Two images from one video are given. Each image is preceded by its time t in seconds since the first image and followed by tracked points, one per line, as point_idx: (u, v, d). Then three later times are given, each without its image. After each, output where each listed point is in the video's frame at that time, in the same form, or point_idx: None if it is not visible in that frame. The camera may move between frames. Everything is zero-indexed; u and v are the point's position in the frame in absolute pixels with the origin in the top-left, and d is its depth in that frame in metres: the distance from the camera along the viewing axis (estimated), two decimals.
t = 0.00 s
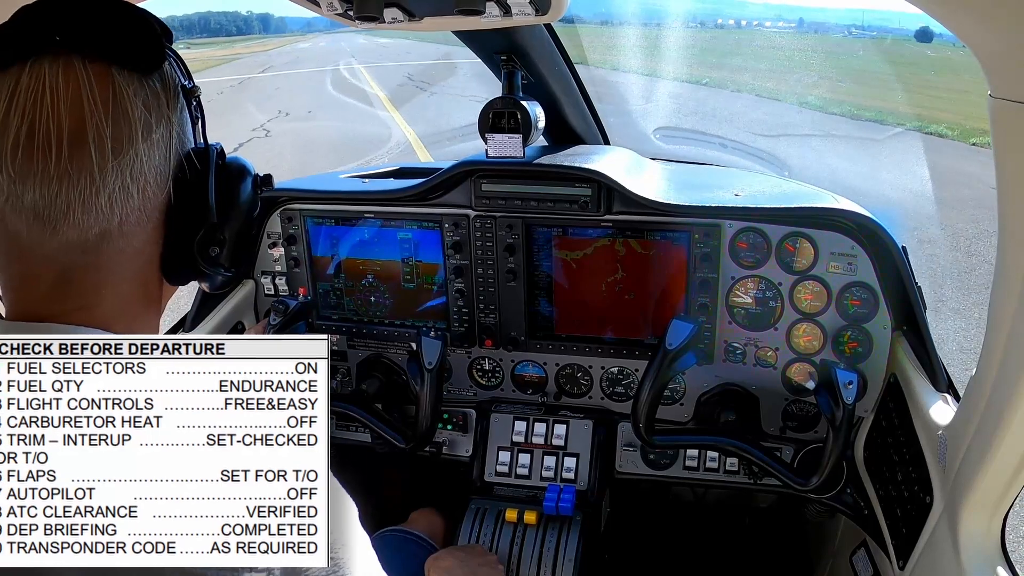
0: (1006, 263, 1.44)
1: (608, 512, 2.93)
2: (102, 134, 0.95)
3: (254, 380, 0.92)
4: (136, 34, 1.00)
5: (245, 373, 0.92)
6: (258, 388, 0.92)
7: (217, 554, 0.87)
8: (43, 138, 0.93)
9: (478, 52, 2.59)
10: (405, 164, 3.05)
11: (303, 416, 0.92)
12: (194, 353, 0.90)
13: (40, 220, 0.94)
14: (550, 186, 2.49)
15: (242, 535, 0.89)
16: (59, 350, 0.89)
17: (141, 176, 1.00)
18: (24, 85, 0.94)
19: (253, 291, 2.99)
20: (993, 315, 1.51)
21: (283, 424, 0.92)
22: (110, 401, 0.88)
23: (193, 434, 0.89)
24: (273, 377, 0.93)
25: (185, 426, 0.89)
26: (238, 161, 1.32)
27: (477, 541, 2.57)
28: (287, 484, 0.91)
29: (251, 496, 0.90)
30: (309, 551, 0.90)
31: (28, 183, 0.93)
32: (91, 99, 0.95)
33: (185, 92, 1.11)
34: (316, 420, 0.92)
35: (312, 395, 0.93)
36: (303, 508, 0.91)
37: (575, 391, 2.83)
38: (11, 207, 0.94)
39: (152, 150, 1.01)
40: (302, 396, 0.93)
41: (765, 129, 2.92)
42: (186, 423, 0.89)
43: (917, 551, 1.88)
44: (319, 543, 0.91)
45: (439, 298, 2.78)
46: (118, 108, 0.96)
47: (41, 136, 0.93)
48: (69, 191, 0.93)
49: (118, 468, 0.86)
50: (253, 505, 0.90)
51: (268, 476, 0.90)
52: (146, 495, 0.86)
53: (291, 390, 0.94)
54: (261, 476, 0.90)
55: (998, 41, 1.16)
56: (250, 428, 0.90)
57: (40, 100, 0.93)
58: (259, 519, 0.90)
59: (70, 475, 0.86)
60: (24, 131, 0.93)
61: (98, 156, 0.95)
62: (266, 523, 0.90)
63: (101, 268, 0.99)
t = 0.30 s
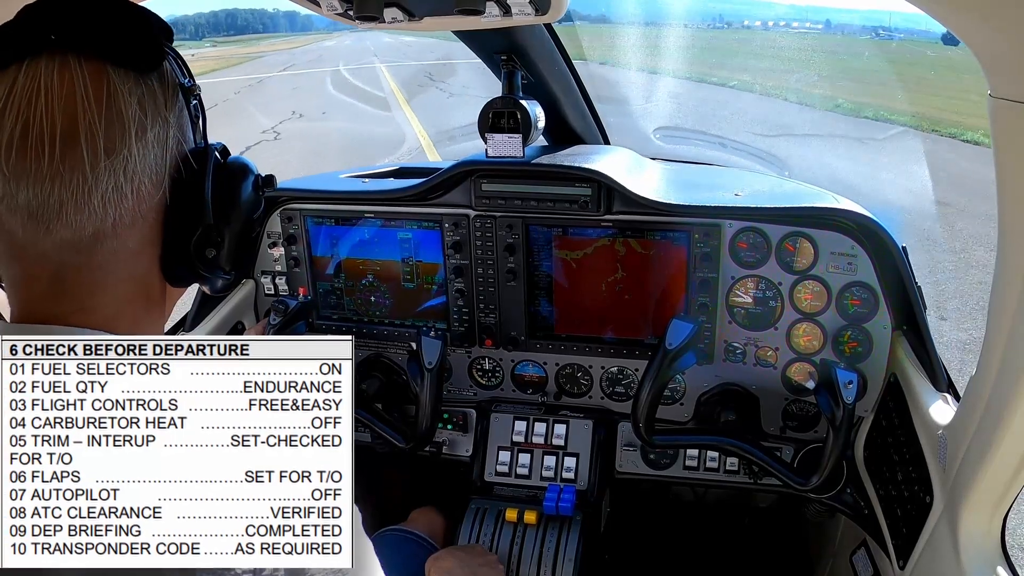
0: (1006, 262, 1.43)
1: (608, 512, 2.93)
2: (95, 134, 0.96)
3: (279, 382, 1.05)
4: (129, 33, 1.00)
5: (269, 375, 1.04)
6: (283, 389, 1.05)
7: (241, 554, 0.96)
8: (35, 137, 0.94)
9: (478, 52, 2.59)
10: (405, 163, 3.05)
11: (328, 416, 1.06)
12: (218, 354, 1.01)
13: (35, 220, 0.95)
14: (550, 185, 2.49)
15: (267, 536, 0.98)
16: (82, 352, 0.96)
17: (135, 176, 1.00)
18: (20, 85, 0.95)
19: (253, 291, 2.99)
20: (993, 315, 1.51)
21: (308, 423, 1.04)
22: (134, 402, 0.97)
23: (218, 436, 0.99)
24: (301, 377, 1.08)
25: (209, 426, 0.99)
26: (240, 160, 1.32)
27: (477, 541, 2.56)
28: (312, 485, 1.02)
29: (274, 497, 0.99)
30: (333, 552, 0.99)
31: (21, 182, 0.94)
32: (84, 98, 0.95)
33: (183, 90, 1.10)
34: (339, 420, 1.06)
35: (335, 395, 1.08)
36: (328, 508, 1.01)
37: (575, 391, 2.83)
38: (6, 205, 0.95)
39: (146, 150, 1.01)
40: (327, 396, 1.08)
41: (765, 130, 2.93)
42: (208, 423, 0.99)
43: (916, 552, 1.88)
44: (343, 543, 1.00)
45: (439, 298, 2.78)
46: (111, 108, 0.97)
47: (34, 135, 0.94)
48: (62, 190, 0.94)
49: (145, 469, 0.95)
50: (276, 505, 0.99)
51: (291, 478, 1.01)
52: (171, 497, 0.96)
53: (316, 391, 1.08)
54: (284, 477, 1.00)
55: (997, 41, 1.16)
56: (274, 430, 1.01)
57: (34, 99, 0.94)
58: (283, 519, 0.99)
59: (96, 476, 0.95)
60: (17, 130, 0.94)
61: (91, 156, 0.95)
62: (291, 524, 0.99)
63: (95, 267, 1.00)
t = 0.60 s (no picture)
0: (1006, 263, 1.43)
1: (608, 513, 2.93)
2: (86, 134, 0.96)
3: (305, 384, 1.25)
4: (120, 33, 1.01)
5: (297, 379, 1.23)
6: (308, 390, 1.25)
7: (266, 555, 1.07)
8: (28, 137, 0.94)
9: (478, 52, 2.60)
10: (405, 163, 3.05)
11: (352, 418, 1.26)
12: (243, 355, 1.16)
13: (28, 222, 0.95)
14: (550, 186, 2.49)
15: (291, 536, 1.11)
16: (106, 353, 1.01)
17: (127, 177, 1.00)
18: (14, 85, 0.96)
19: (253, 292, 2.99)
20: (993, 315, 1.51)
21: (334, 426, 1.26)
22: (157, 403, 1.06)
23: (244, 438, 1.13)
24: (330, 380, 1.30)
25: (233, 428, 1.12)
26: (236, 161, 1.31)
27: (477, 541, 2.56)
28: (336, 485, 1.24)
29: (298, 498, 1.17)
30: (358, 553, 1.17)
31: (14, 182, 0.94)
32: (77, 99, 0.95)
33: (179, 90, 1.09)
34: (363, 422, 1.26)
35: (358, 397, 1.30)
36: (353, 510, 1.21)
37: (575, 391, 2.83)
38: None
39: (139, 150, 1.01)
40: (350, 398, 1.30)
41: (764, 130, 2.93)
42: (234, 425, 1.12)
43: (917, 552, 1.88)
44: (365, 544, 1.18)
45: (439, 298, 2.78)
46: (104, 108, 0.98)
47: (27, 135, 0.94)
48: (54, 190, 0.94)
49: (170, 471, 1.05)
50: (300, 506, 1.17)
51: (317, 477, 1.22)
52: (194, 498, 1.07)
53: (341, 392, 1.31)
54: (310, 477, 1.21)
55: (997, 41, 1.16)
56: (298, 431, 1.19)
57: (28, 99, 0.95)
58: (308, 520, 1.16)
59: (119, 477, 1.03)
60: (10, 130, 0.94)
61: (83, 156, 0.96)
62: (316, 525, 1.17)
63: (91, 268, 1.01)
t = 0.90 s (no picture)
0: (1007, 263, 1.43)
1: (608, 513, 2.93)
2: (77, 138, 0.96)
3: (306, 384, 1.26)
4: (110, 36, 1.01)
5: (298, 379, 1.25)
6: (309, 391, 1.27)
7: (266, 555, 1.08)
8: (19, 144, 0.94)
9: (478, 52, 2.59)
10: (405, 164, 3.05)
11: (352, 417, 1.28)
12: (244, 356, 1.17)
13: (20, 228, 0.95)
14: (550, 186, 2.49)
15: (291, 537, 1.12)
16: (107, 353, 1.02)
17: (119, 180, 0.99)
18: (7, 92, 0.97)
19: (252, 292, 2.99)
20: (993, 314, 1.51)
21: (334, 426, 1.27)
22: (157, 403, 1.06)
23: (244, 438, 1.13)
24: (330, 380, 1.32)
25: (233, 428, 1.12)
26: (230, 162, 1.32)
27: (477, 541, 2.56)
28: (337, 485, 1.25)
29: (298, 498, 1.17)
30: (358, 553, 1.18)
31: (6, 188, 0.94)
32: (67, 104, 0.96)
33: (170, 92, 1.09)
34: (364, 422, 1.28)
35: (359, 396, 1.33)
36: (353, 510, 1.21)
37: (575, 391, 2.83)
38: None
39: (130, 153, 1.01)
40: (350, 398, 1.32)
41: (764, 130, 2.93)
42: (234, 425, 1.12)
43: (917, 552, 1.87)
44: (366, 545, 1.20)
45: (439, 299, 2.78)
46: (94, 112, 0.98)
47: (19, 142, 0.95)
48: (46, 196, 0.94)
49: (170, 471, 1.05)
50: (300, 506, 1.16)
51: (317, 477, 1.23)
52: (194, 498, 1.06)
53: (342, 392, 1.33)
54: (310, 477, 1.22)
55: (998, 41, 1.16)
56: (298, 431, 1.20)
57: (19, 105, 0.95)
58: (308, 521, 1.16)
59: (120, 477, 1.03)
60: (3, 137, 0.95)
61: (74, 161, 0.96)
62: (316, 525, 1.18)
63: (84, 274, 1.00)
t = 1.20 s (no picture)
0: (1006, 262, 1.43)
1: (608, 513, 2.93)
2: (71, 137, 0.96)
3: (306, 384, 1.26)
4: (105, 37, 1.02)
5: (297, 379, 1.25)
6: (308, 391, 1.26)
7: (266, 555, 1.11)
8: (14, 143, 0.95)
9: (478, 53, 2.59)
10: (405, 164, 3.05)
11: (352, 418, 1.28)
12: (243, 356, 1.16)
13: (15, 227, 0.95)
14: (550, 186, 2.49)
15: (291, 537, 1.14)
16: (107, 352, 1.02)
17: (114, 180, 0.99)
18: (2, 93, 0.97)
19: (252, 293, 2.99)
20: (993, 315, 1.51)
21: (334, 426, 1.27)
22: (157, 403, 1.06)
23: (245, 438, 1.13)
24: (331, 380, 1.32)
25: (233, 428, 1.12)
26: (227, 162, 1.31)
27: (477, 541, 2.56)
28: (337, 485, 1.25)
29: (298, 498, 1.17)
30: (356, 552, 1.21)
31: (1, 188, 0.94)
32: (62, 103, 0.96)
33: (166, 92, 1.09)
34: (364, 423, 1.28)
35: (359, 397, 1.33)
36: (353, 510, 1.22)
37: (575, 391, 2.83)
38: None
39: (125, 154, 1.00)
40: (350, 398, 1.32)
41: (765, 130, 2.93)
42: (234, 425, 1.12)
43: (917, 552, 1.87)
44: (365, 545, 1.22)
45: (439, 299, 2.78)
46: (89, 112, 0.97)
47: (13, 141, 0.95)
48: (40, 195, 0.94)
49: (170, 471, 1.05)
50: (300, 507, 1.17)
51: (317, 477, 1.23)
52: (194, 498, 1.06)
53: (342, 392, 1.33)
54: (309, 477, 1.22)
55: (998, 41, 1.16)
56: (298, 431, 1.20)
57: (14, 105, 0.96)
58: (307, 521, 1.17)
59: (120, 477, 1.03)
60: None
61: (69, 161, 0.96)
62: (315, 525, 1.19)
63: (80, 274, 0.99)
